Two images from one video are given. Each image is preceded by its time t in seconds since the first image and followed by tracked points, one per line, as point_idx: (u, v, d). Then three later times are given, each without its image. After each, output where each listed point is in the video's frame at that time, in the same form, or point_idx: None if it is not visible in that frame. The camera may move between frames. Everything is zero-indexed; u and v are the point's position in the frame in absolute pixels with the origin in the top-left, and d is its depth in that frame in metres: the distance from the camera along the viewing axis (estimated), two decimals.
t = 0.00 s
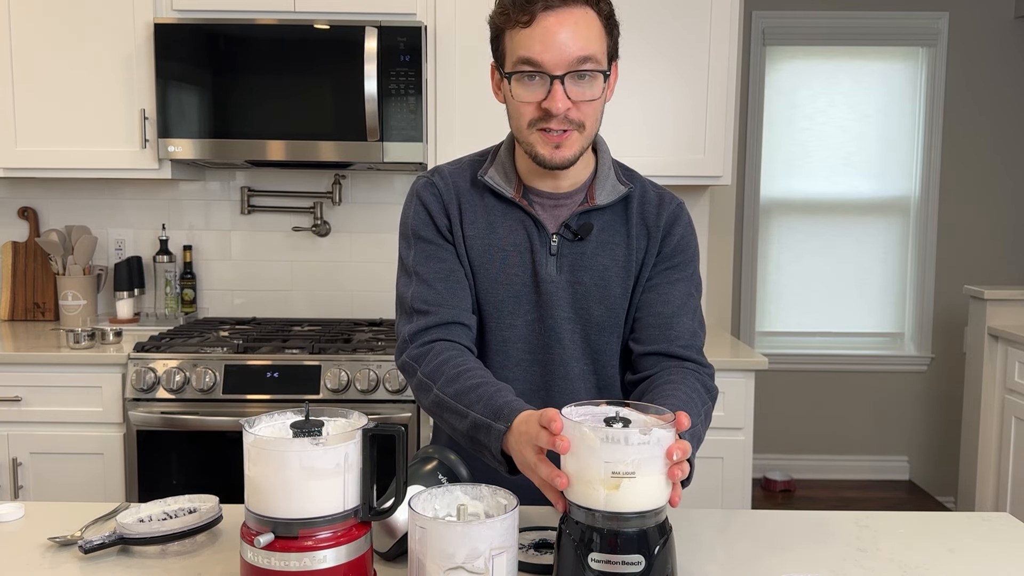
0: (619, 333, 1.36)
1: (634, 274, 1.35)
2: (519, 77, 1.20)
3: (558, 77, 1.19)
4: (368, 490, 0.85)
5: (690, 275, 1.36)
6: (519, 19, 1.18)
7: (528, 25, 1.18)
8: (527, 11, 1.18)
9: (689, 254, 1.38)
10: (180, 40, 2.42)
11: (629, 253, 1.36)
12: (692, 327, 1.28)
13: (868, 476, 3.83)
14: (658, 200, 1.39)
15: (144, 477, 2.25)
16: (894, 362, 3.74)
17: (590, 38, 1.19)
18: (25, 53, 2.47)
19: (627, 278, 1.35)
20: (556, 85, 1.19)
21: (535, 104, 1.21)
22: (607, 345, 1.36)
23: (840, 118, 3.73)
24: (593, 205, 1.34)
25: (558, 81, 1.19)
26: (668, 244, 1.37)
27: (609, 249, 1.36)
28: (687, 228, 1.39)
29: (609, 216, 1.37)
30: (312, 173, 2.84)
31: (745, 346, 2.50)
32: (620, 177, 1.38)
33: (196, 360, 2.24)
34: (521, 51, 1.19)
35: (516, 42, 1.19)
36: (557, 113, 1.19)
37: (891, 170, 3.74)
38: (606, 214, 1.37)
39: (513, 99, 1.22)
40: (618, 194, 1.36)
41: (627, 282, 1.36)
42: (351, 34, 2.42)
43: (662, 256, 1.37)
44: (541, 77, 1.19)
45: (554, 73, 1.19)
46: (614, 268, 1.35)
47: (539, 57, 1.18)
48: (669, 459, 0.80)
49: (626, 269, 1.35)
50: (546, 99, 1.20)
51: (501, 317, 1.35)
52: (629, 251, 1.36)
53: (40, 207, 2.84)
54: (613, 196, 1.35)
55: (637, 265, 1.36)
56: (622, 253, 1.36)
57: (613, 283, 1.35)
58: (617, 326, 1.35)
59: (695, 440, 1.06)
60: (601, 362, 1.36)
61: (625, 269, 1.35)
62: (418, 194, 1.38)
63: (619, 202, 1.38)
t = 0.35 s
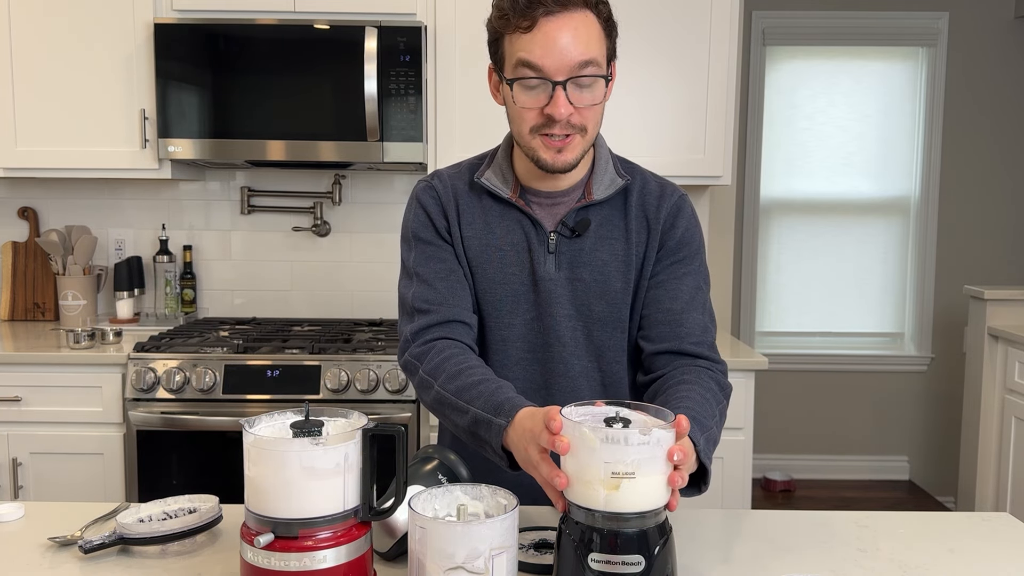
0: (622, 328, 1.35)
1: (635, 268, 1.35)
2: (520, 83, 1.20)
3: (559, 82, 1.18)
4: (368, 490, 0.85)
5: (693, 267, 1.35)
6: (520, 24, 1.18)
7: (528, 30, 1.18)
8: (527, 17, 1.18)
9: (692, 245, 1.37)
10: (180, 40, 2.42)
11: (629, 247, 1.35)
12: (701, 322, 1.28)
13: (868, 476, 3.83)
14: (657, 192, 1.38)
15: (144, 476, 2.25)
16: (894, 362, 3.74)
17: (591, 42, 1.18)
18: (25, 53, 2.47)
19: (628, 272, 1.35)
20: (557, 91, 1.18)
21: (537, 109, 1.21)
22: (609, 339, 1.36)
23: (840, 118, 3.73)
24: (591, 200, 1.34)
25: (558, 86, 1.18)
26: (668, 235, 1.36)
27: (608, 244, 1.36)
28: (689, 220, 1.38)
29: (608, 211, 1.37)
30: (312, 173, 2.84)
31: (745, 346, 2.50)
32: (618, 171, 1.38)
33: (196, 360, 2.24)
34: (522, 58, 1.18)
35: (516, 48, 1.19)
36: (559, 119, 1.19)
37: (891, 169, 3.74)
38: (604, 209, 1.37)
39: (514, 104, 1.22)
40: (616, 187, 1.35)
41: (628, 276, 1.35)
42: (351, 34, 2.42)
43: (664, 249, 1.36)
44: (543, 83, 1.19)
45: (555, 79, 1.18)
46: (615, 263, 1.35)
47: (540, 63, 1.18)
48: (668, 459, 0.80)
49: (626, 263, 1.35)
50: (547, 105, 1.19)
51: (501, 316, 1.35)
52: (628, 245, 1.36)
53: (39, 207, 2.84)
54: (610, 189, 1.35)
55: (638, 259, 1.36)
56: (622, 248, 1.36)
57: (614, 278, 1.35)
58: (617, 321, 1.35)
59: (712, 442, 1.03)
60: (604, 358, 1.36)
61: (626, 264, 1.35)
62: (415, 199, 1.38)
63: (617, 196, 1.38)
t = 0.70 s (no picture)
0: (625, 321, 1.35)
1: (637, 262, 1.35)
2: (525, 100, 1.20)
3: (563, 101, 1.18)
4: (368, 490, 0.85)
5: (695, 260, 1.34)
6: (524, 42, 1.17)
7: (533, 49, 1.17)
8: (531, 35, 1.16)
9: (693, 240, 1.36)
10: (180, 40, 2.42)
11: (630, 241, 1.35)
12: (703, 309, 1.27)
13: (868, 476, 3.83)
14: (656, 189, 1.38)
15: (144, 476, 2.25)
16: (894, 362, 3.74)
17: (595, 59, 1.17)
18: (26, 53, 2.47)
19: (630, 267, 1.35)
20: (561, 110, 1.18)
21: (541, 126, 1.21)
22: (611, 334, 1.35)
23: (840, 117, 3.73)
24: (592, 197, 1.35)
25: (562, 105, 1.18)
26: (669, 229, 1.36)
27: (610, 239, 1.36)
28: (690, 214, 1.38)
29: (609, 207, 1.37)
30: (312, 173, 2.84)
31: (745, 346, 2.50)
32: (618, 168, 1.38)
33: (196, 361, 2.24)
34: (526, 76, 1.18)
35: (521, 66, 1.19)
36: (563, 137, 1.20)
37: (891, 169, 3.74)
38: (605, 207, 1.37)
39: (519, 120, 1.22)
40: (616, 185, 1.35)
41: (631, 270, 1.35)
42: (351, 34, 2.42)
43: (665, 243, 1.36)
44: (547, 102, 1.19)
45: (559, 98, 1.18)
46: (616, 257, 1.35)
47: (544, 82, 1.17)
48: (669, 461, 0.80)
49: (628, 257, 1.35)
50: (552, 122, 1.20)
51: (504, 312, 1.35)
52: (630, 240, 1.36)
53: (39, 207, 2.84)
54: (611, 186, 1.36)
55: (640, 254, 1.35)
56: (623, 243, 1.36)
57: (616, 272, 1.35)
58: (621, 314, 1.34)
59: (720, 436, 1.04)
60: (608, 352, 1.35)
61: (628, 258, 1.35)
62: (418, 196, 1.39)
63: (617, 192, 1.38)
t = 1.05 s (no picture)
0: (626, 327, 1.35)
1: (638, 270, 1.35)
2: (533, 98, 1.20)
3: (572, 99, 1.18)
4: (368, 490, 0.85)
5: (701, 270, 1.36)
6: (534, 39, 1.18)
7: (543, 46, 1.17)
8: (542, 32, 1.17)
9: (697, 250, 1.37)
10: (180, 39, 2.42)
11: (634, 248, 1.36)
12: (716, 316, 1.29)
13: (868, 476, 3.83)
14: (664, 197, 1.38)
15: (144, 476, 2.25)
16: (894, 362, 3.74)
17: (605, 58, 1.18)
18: (25, 53, 2.47)
19: (633, 274, 1.35)
20: (570, 107, 1.18)
21: (549, 124, 1.21)
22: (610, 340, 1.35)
23: (840, 117, 3.73)
24: (597, 202, 1.34)
25: (571, 103, 1.18)
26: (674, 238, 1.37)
27: (613, 244, 1.36)
28: (695, 225, 1.39)
29: (614, 212, 1.36)
30: (312, 173, 2.84)
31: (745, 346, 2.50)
32: (625, 173, 1.38)
33: (196, 361, 2.24)
34: (537, 74, 1.18)
35: (531, 63, 1.19)
36: (571, 135, 1.20)
37: (891, 169, 3.74)
38: (610, 211, 1.36)
39: (527, 117, 1.22)
40: (622, 190, 1.35)
41: (633, 276, 1.35)
42: (351, 34, 2.42)
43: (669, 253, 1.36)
44: (556, 99, 1.19)
45: (568, 96, 1.18)
46: (619, 263, 1.35)
47: (554, 80, 1.18)
48: (669, 459, 0.80)
49: (631, 263, 1.35)
50: (560, 120, 1.19)
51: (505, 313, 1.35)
52: (634, 247, 1.36)
53: (39, 207, 2.84)
54: (617, 191, 1.35)
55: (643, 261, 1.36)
56: (627, 249, 1.36)
57: (618, 277, 1.35)
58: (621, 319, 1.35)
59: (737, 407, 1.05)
60: (607, 356, 1.35)
61: (632, 265, 1.35)
62: (422, 193, 1.39)
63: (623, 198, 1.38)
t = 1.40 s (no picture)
0: (619, 333, 1.36)
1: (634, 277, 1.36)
2: (536, 84, 1.20)
3: (575, 86, 1.19)
4: (368, 490, 0.85)
5: (695, 287, 1.38)
6: (539, 26, 1.18)
7: (548, 32, 1.18)
8: (547, 19, 1.18)
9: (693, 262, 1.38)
10: (180, 40, 2.42)
11: (632, 256, 1.36)
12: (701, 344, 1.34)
13: (868, 476, 3.83)
14: (667, 208, 1.39)
15: (144, 476, 2.25)
16: (894, 362, 3.74)
17: (609, 48, 1.19)
18: (25, 53, 2.47)
19: (631, 281, 1.36)
20: (573, 94, 1.19)
21: (551, 111, 1.21)
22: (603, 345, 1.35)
23: (840, 118, 3.73)
24: (599, 205, 1.34)
25: (574, 90, 1.19)
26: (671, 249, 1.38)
27: (612, 249, 1.36)
28: (694, 239, 1.40)
29: (615, 216, 1.37)
30: (312, 173, 2.84)
31: (745, 346, 2.50)
32: (627, 179, 1.38)
33: (196, 360, 2.24)
34: (541, 60, 1.18)
35: (535, 50, 1.19)
36: (573, 122, 1.20)
37: (891, 169, 3.74)
38: (611, 216, 1.36)
39: (529, 105, 1.22)
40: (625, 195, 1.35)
41: (629, 284, 1.35)
42: (351, 34, 2.42)
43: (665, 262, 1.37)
44: (559, 86, 1.19)
45: (571, 83, 1.19)
46: (617, 268, 1.35)
47: (557, 66, 1.18)
48: (669, 459, 0.81)
49: (629, 271, 1.36)
50: (562, 108, 1.20)
51: (500, 314, 1.34)
52: (632, 255, 1.36)
53: (39, 207, 2.84)
54: (619, 196, 1.35)
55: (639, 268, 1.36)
56: (626, 256, 1.36)
57: (615, 283, 1.35)
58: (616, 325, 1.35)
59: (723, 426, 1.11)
60: (601, 362, 1.35)
61: (630, 272, 1.36)
62: (423, 192, 1.39)
63: (625, 204, 1.38)
